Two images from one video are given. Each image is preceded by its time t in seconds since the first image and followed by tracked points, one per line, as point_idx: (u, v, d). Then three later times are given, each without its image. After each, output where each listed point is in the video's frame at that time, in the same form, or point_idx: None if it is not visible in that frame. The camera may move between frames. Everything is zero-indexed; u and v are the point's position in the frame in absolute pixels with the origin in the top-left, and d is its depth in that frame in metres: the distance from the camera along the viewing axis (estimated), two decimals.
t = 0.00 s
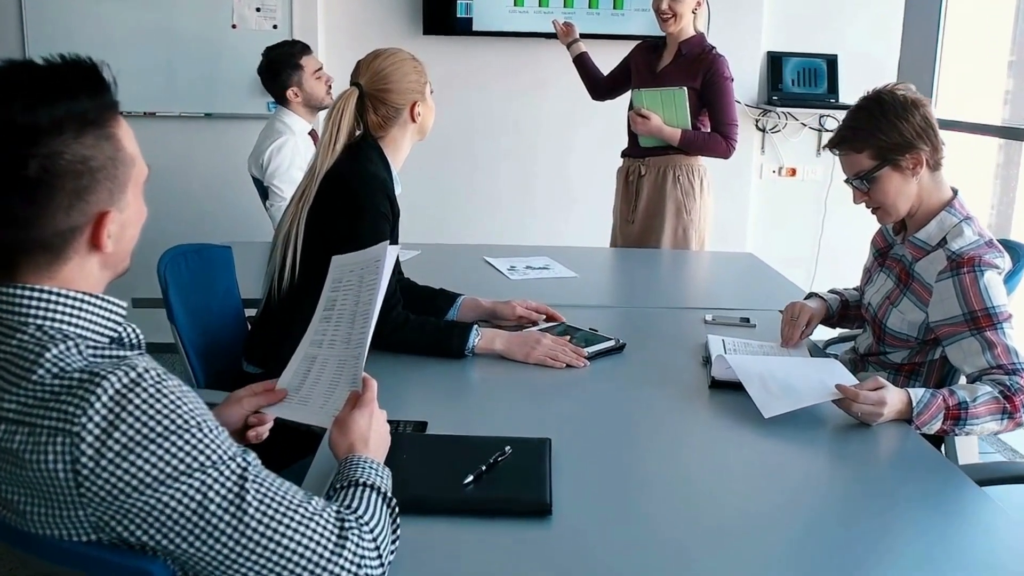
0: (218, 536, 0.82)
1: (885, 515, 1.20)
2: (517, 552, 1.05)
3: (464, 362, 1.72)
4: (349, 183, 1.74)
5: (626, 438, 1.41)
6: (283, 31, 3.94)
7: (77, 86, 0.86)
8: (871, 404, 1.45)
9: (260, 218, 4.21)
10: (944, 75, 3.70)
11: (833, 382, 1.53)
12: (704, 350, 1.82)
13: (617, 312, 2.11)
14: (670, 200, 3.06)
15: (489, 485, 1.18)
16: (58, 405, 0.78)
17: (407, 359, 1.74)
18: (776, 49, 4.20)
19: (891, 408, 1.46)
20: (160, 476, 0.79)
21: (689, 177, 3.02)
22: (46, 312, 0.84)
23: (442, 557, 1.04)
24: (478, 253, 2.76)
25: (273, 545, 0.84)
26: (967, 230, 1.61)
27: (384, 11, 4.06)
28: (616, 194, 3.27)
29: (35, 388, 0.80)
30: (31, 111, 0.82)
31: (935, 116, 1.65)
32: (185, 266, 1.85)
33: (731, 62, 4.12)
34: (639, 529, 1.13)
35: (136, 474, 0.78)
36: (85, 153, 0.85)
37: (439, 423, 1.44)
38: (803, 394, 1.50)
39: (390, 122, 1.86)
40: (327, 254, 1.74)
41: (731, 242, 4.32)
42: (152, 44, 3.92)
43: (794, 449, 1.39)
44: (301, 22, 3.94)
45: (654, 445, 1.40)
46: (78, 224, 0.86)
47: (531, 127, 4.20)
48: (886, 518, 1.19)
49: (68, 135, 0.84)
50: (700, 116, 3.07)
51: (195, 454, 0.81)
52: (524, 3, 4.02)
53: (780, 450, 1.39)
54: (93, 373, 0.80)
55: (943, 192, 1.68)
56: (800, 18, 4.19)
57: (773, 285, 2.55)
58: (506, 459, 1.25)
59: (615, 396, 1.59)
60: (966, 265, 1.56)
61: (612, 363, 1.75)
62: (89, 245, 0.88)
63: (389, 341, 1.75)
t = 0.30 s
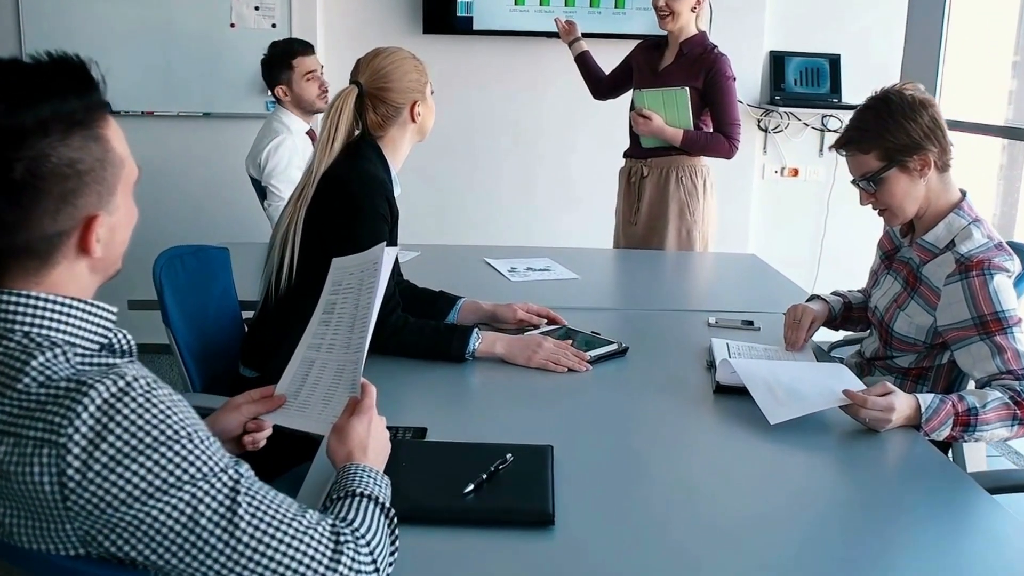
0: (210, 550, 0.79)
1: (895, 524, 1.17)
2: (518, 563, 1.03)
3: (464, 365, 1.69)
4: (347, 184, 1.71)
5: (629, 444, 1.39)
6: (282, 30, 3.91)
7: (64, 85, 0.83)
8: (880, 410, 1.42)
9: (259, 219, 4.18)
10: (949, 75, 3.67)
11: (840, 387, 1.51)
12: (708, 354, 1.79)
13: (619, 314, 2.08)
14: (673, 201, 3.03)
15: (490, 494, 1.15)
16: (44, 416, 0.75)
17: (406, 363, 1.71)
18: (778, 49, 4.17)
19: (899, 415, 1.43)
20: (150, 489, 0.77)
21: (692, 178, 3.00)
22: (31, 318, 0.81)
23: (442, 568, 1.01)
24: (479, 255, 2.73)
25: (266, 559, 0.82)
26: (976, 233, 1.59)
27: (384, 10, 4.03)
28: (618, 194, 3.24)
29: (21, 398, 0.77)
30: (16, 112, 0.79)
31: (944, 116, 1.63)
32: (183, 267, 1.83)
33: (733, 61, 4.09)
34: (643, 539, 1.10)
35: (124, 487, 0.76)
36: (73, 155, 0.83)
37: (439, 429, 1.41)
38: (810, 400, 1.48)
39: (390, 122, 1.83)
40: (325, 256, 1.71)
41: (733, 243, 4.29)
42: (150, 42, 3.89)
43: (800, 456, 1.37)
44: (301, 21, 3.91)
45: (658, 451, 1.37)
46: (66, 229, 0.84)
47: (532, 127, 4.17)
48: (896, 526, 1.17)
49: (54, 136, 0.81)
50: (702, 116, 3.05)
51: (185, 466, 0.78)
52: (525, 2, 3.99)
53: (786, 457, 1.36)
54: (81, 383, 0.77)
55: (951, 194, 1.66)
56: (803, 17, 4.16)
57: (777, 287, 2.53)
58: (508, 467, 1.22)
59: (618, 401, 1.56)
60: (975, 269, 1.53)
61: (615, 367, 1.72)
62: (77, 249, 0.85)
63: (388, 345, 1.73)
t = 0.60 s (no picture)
0: (205, 569, 0.76)
1: (911, 535, 1.14)
2: None
3: (468, 371, 1.66)
4: (348, 186, 1.68)
5: (637, 453, 1.36)
6: (284, 30, 3.88)
7: (51, 84, 0.81)
8: (894, 418, 1.39)
9: (261, 220, 4.16)
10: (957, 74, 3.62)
11: (853, 394, 1.47)
12: (717, 359, 1.76)
13: (626, 318, 2.05)
14: (680, 203, 3.00)
15: (495, 506, 1.12)
16: (33, 430, 0.72)
17: (408, 368, 1.68)
18: (784, 49, 4.14)
19: (913, 422, 1.40)
20: (142, 507, 0.74)
21: (699, 179, 2.96)
22: (18, 327, 0.77)
23: None
24: (483, 257, 2.70)
25: None
26: (991, 236, 1.55)
27: (387, 9, 4.00)
28: (624, 195, 3.21)
29: (8, 411, 0.74)
30: None
31: (958, 117, 1.60)
32: (182, 269, 1.80)
33: (739, 61, 4.05)
34: (651, 552, 1.07)
35: (116, 505, 0.73)
36: (59, 158, 0.80)
37: (442, 437, 1.38)
38: (821, 407, 1.45)
39: (392, 122, 1.80)
40: (325, 258, 1.68)
41: (739, 244, 4.25)
42: (151, 42, 3.86)
43: (812, 464, 1.34)
44: (304, 21, 3.89)
45: (666, 460, 1.34)
46: (53, 235, 0.81)
47: (536, 127, 4.14)
48: (913, 538, 1.13)
49: (39, 138, 0.79)
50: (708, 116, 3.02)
51: (180, 482, 0.75)
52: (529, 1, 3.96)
53: (798, 466, 1.33)
54: (70, 396, 0.74)
55: (966, 196, 1.62)
56: (810, 17, 4.13)
57: (785, 289, 2.49)
58: (513, 478, 1.19)
59: (625, 408, 1.53)
60: (991, 273, 1.49)
61: (622, 372, 1.69)
62: (66, 255, 0.82)
63: (390, 350, 1.69)
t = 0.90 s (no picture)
0: None
1: (929, 549, 1.11)
2: None
3: (473, 377, 1.63)
4: (352, 189, 1.65)
5: (646, 463, 1.33)
6: (287, 31, 3.86)
7: (41, 86, 0.78)
8: (910, 427, 1.36)
9: (264, 222, 4.13)
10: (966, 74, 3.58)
11: (867, 402, 1.44)
12: (726, 366, 1.73)
13: (633, 323, 2.02)
14: (687, 206, 2.97)
15: (502, 520, 1.09)
16: (23, 448, 0.70)
17: (413, 375, 1.65)
18: (792, 50, 4.10)
19: (929, 431, 1.37)
20: (138, 527, 0.71)
21: (706, 182, 2.93)
22: (6, 340, 0.74)
23: None
24: (488, 260, 2.67)
25: None
26: (1008, 240, 1.52)
27: (392, 10, 3.98)
28: (630, 197, 3.18)
29: None
30: None
31: (974, 120, 1.57)
32: (183, 273, 1.78)
33: (746, 62, 4.02)
34: (661, 566, 1.04)
35: (110, 525, 0.70)
36: (49, 162, 0.77)
37: (447, 445, 1.35)
38: (835, 414, 1.41)
39: (397, 124, 1.77)
40: (328, 262, 1.65)
41: (746, 245, 4.22)
42: (153, 43, 3.84)
43: (825, 475, 1.30)
44: (307, 22, 3.86)
45: (675, 469, 1.31)
46: (41, 242, 0.78)
47: (541, 129, 4.11)
48: (930, 551, 1.10)
49: (28, 142, 0.76)
50: (714, 118, 2.99)
51: (176, 501, 0.73)
52: (534, 2, 3.93)
53: (811, 477, 1.30)
54: (62, 411, 0.71)
55: (981, 200, 1.59)
56: (817, 17, 4.09)
57: (794, 293, 2.46)
58: (520, 490, 1.16)
59: (633, 415, 1.50)
60: (1008, 278, 1.46)
61: (630, 379, 1.66)
62: (55, 262, 0.79)
63: (394, 356, 1.67)
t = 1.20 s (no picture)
0: None
1: (948, 563, 1.07)
2: None
3: (476, 385, 1.59)
4: (352, 192, 1.62)
5: (653, 474, 1.29)
6: (287, 31, 3.83)
7: (24, 89, 0.75)
8: (926, 438, 1.33)
9: (263, 224, 4.10)
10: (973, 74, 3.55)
11: (880, 412, 1.41)
12: (734, 373, 1.70)
13: (639, 329, 1.98)
14: (691, 208, 2.94)
15: (507, 536, 1.05)
16: (8, 469, 0.67)
17: (414, 383, 1.62)
18: (796, 50, 4.07)
19: (945, 442, 1.34)
20: (127, 551, 0.68)
21: (710, 184, 2.90)
22: None
23: None
24: (491, 264, 2.64)
25: None
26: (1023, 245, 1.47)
27: (392, 11, 3.95)
28: (633, 200, 3.15)
29: None
30: None
31: (988, 123, 1.54)
32: (180, 279, 1.74)
33: (750, 63, 3.99)
34: None
35: (97, 551, 0.67)
36: (30, 167, 0.74)
37: (448, 456, 1.32)
38: (847, 424, 1.37)
39: (398, 126, 1.74)
40: (329, 267, 1.62)
41: (749, 247, 4.18)
42: (151, 44, 3.81)
43: (838, 486, 1.27)
44: (306, 22, 3.83)
45: (684, 480, 1.27)
46: (22, 250, 0.75)
47: (543, 130, 4.08)
48: (949, 566, 1.06)
49: (8, 146, 0.73)
50: (718, 120, 2.96)
51: (167, 524, 0.70)
52: (536, 2, 3.90)
53: (823, 488, 1.26)
54: (47, 431, 0.68)
55: (995, 203, 1.56)
56: (822, 17, 4.06)
57: (801, 296, 2.43)
58: (526, 505, 1.12)
59: (640, 424, 1.46)
60: None
61: (636, 387, 1.63)
62: (37, 272, 0.76)
63: (395, 364, 1.63)
